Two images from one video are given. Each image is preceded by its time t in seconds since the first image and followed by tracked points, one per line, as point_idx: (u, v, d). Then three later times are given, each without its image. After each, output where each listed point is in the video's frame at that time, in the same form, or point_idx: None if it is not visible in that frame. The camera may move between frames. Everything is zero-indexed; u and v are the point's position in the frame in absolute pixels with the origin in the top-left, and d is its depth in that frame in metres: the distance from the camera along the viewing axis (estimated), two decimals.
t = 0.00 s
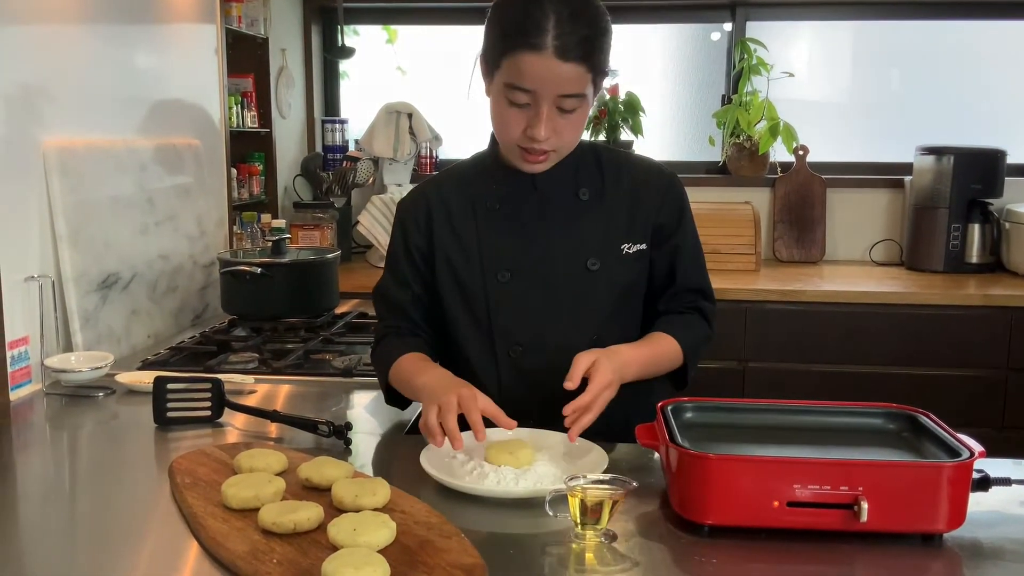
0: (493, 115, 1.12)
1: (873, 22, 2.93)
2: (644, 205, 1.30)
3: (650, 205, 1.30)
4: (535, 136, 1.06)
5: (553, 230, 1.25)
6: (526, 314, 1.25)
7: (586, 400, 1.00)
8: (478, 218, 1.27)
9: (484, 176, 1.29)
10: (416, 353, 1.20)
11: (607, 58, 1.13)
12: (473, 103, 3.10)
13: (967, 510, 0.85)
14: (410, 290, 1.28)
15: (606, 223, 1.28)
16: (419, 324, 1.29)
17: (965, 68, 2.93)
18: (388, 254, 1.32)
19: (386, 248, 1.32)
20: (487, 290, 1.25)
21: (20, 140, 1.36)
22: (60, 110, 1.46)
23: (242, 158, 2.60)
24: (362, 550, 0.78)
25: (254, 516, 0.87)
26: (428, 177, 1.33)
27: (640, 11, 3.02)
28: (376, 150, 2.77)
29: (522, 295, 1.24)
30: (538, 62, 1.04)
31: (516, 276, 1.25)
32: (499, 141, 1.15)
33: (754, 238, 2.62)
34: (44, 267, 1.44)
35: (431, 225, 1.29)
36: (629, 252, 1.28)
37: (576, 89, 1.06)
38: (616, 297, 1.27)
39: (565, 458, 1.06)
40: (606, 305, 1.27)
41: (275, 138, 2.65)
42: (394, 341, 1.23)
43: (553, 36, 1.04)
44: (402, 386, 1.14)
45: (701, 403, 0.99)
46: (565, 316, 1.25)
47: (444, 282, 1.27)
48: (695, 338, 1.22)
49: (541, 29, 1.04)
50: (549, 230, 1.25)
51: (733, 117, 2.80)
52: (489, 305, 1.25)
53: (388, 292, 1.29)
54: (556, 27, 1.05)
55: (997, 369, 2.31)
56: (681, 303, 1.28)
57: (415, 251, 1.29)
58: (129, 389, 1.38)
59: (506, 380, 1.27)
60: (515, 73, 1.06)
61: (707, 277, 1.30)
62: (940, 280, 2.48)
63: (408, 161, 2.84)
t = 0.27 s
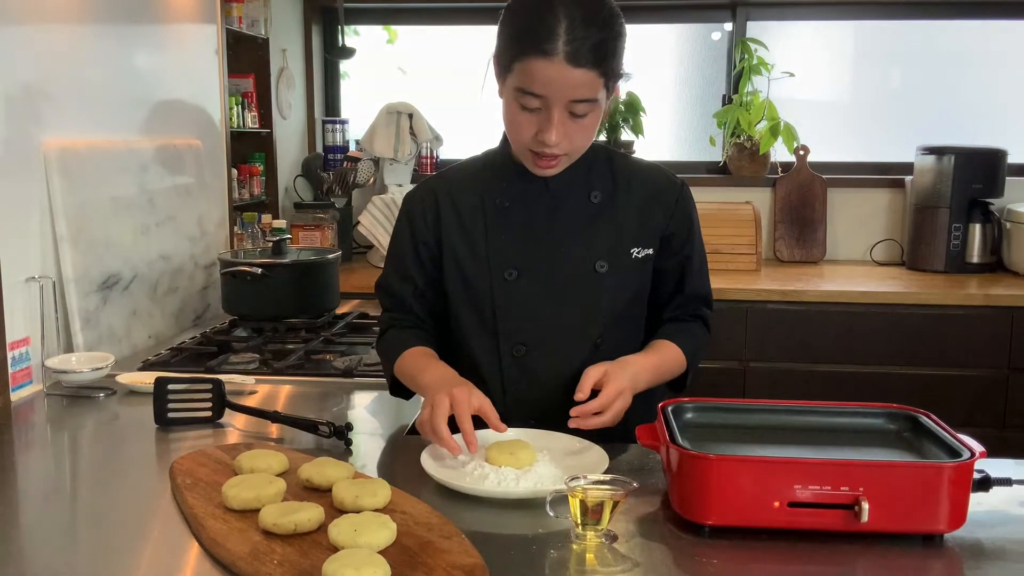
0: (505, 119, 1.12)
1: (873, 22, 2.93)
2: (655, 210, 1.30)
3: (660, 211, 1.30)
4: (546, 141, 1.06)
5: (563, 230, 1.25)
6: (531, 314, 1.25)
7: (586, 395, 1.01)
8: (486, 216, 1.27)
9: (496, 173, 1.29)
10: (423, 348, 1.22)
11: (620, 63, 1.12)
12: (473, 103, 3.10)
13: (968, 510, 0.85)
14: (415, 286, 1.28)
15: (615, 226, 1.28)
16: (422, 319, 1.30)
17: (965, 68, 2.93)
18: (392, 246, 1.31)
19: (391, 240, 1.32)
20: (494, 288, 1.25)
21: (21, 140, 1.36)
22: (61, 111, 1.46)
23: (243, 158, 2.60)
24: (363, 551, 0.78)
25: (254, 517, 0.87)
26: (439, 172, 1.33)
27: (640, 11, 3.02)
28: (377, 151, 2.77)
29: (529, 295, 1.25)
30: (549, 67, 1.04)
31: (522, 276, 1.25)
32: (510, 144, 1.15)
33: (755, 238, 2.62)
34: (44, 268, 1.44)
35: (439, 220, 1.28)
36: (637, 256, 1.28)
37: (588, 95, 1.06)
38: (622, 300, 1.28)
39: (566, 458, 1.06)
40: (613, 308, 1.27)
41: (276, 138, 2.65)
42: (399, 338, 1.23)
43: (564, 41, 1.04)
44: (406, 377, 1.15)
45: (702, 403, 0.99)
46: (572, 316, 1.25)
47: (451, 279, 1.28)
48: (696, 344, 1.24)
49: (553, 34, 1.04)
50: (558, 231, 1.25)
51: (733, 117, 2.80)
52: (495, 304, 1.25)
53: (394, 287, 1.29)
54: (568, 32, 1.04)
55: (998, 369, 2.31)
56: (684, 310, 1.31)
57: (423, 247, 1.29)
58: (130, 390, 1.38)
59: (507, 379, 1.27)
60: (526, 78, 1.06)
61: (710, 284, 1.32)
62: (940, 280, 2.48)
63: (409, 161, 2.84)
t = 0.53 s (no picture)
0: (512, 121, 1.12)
1: (873, 11, 2.91)
2: (680, 222, 1.26)
3: (686, 223, 1.26)
4: (546, 143, 1.05)
5: (577, 235, 1.24)
6: (536, 315, 1.24)
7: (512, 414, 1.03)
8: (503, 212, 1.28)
9: (519, 169, 1.29)
10: (441, 347, 1.25)
11: (624, 53, 1.09)
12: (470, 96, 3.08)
13: (973, 502, 0.84)
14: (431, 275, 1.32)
15: (635, 235, 1.25)
16: (438, 310, 1.33)
17: (966, 57, 2.91)
18: (417, 233, 1.35)
19: (417, 226, 1.36)
20: (502, 286, 1.26)
21: (13, 136, 1.35)
22: (55, 108, 1.45)
23: (238, 153, 2.59)
24: (360, 550, 0.76)
25: (250, 516, 0.86)
26: (471, 160, 1.35)
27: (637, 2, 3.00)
28: (374, 145, 2.75)
29: (536, 295, 1.24)
30: (534, 70, 1.03)
31: (531, 278, 1.25)
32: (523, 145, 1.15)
33: (754, 230, 2.61)
34: (37, 266, 1.42)
35: (457, 211, 1.31)
36: (654, 268, 1.25)
37: (581, 93, 1.04)
38: (634, 312, 1.25)
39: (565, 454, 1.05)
40: (623, 318, 1.24)
41: (272, 133, 2.63)
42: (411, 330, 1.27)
43: (545, 42, 1.02)
44: (424, 381, 1.17)
45: (703, 397, 0.98)
46: (578, 320, 1.23)
47: (463, 272, 1.29)
48: (707, 373, 1.18)
49: (534, 36, 1.02)
50: (572, 236, 1.23)
51: (733, 108, 2.76)
52: (501, 302, 1.26)
53: (413, 275, 1.33)
54: (550, 31, 1.02)
55: (999, 359, 2.30)
56: (702, 334, 1.23)
57: (443, 237, 1.32)
58: (125, 388, 1.37)
59: (509, 377, 1.28)
60: (518, 81, 1.05)
61: (738, 310, 1.25)
62: (941, 270, 2.46)
63: (406, 155, 2.82)
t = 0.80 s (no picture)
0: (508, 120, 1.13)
1: (869, 15, 2.92)
2: (674, 221, 1.26)
3: (680, 222, 1.25)
4: (540, 141, 1.06)
5: (572, 235, 1.24)
6: (531, 315, 1.24)
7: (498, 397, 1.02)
8: (500, 213, 1.28)
9: (516, 170, 1.29)
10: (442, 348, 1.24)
11: (617, 50, 1.09)
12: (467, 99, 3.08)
13: (970, 506, 0.84)
14: (429, 277, 1.32)
15: (630, 234, 1.25)
16: (438, 313, 1.33)
17: (962, 61, 2.92)
18: (415, 235, 1.35)
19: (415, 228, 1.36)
20: (498, 287, 1.26)
21: (9, 139, 1.34)
22: (52, 110, 1.45)
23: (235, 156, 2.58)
24: (357, 553, 0.76)
25: (246, 520, 0.86)
26: (469, 162, 1.35)
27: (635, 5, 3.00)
28: (371, 147, 2.74)
29: (531, 296, 1.24)
30: (528, 67, 1.03)
31: (527, 278, 1.25)
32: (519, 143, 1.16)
33: (751, 233, 2.61)
34: (33, 268, 1.42)
35: (455, 213, 1.31)
36: (649, 267, 1.25)
37: (575, 90, 1.04)
38: (630, 312, 1.25)
39: (562, 457, 1.05)
40: (619, 318, 1.24)
41: (269, 135, 2.63)
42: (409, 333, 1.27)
43: (537, 39, 1.02)
44: (424, 376, 1.17)
45: (700, 399, 0.98)
46: (574, 320, 1.23)
47: (459, 274, 1.29)
48: (704, 374, 1.17)
49: (527, 33, 1.03)
50: (567, 236, 1.24)
51: (729, 111, 2.79)
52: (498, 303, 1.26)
53: (412, 277, 1.33)
54: (542, 28, 1.02)
55: (995, 362, 2.30)
56: (698, 333, 1.22)
57: (440, 239, 1.32)
58: (121, 390, 1.37)
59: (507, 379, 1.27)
60: (512, 79, 1.05)
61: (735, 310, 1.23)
62: (938, 274, 2.47)
63: (403, 157, 2.81)
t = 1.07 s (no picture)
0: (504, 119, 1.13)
1: (867, 18, 2.93)
2: (669, 222, 1.26)
3: (675, 223, 1.26)
4: (537, 136, 1.07)
5: (569, 237, 1.24)
6: (529, 318, 1.25)
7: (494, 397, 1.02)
8: (497, 216, 1.28)
9: (513, 173, 1.30)
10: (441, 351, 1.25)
11: (610, 45, 1.10)
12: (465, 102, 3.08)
13: (968, 509, 0.84)
14: (428, 281, 1.32)
15: (626, 235, 1.25)
16: (437, 316, 1.33)
17: (959, 64, 2.93)
18: (414, 239, 1.36)
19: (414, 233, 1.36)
20: (496, 289, 1.26)
21: (7, 142, 1.34)
22: (50, 114, 1.45)
23: (233, 159, 2.58)
24: (357, 557, 0.76)
25: (246, 524, 0.86)
26: (467, 166, 1.36)
27: (633, 8, 3.01)
28: (369, 151, 2.74)
29: (529, 297, 1.24)
30: (523, 60, 1.04)
31: (525, 280, 1.25)
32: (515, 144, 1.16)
33: (749, 236, 2.62)
34: (32, 271, 1.42)
35: (453, 216, 1.31)
36: (646, 268, 1.25)
37: (570, 83, 1.05)
38: (627, 313, 1.25)
39: (561, 460, 1.05)
40: (616, 320, 1.24)
41: (267, 138, 2.63)
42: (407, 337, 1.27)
43: (532, 32, 1.03)
44: (426, 381, 1.17)
45: (698, 403, 0.98)
46: (571, 322, 1.24)
47: (457, 276, 1.29)
48: (698, 374, 1.17)
49: (523, 26, 1.04)
50: (564, 238, 1.24)
51: (727, 114, 2.79)
52: (496, 305, 1.26)
53: (411, 281, 1.33)
54: (538, 22, 1.04)
55: (993, 365, 2.31)
56: (691, 334, 1.23)
57: (437, 242, 1.33)
58: (120, 394, 1.36)
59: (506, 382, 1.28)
60: (508, 74, 1.06)
61: (728, 311, 1.24)
62: (935, 276, 2.47)
63: (401, 161, 2.81)
